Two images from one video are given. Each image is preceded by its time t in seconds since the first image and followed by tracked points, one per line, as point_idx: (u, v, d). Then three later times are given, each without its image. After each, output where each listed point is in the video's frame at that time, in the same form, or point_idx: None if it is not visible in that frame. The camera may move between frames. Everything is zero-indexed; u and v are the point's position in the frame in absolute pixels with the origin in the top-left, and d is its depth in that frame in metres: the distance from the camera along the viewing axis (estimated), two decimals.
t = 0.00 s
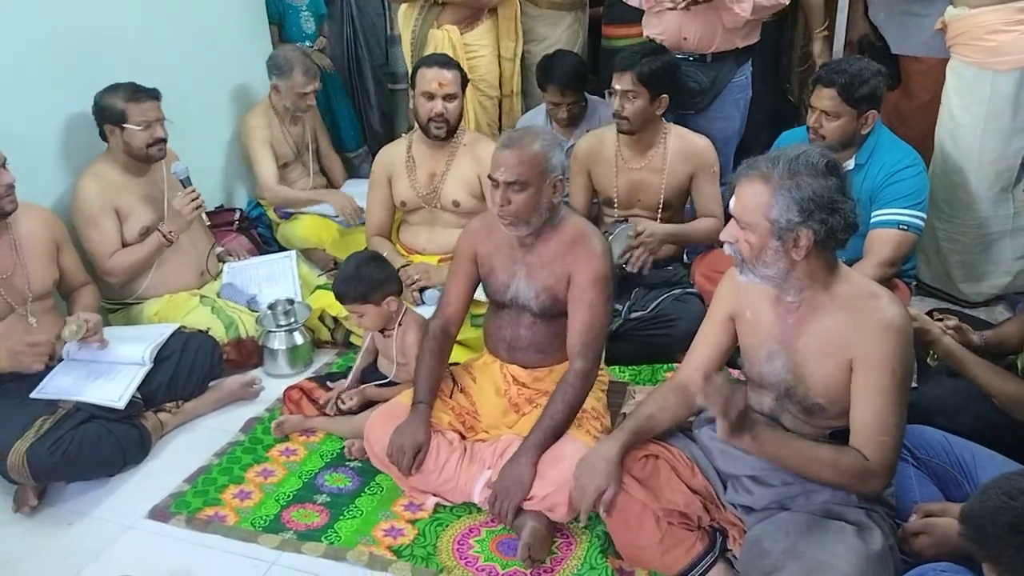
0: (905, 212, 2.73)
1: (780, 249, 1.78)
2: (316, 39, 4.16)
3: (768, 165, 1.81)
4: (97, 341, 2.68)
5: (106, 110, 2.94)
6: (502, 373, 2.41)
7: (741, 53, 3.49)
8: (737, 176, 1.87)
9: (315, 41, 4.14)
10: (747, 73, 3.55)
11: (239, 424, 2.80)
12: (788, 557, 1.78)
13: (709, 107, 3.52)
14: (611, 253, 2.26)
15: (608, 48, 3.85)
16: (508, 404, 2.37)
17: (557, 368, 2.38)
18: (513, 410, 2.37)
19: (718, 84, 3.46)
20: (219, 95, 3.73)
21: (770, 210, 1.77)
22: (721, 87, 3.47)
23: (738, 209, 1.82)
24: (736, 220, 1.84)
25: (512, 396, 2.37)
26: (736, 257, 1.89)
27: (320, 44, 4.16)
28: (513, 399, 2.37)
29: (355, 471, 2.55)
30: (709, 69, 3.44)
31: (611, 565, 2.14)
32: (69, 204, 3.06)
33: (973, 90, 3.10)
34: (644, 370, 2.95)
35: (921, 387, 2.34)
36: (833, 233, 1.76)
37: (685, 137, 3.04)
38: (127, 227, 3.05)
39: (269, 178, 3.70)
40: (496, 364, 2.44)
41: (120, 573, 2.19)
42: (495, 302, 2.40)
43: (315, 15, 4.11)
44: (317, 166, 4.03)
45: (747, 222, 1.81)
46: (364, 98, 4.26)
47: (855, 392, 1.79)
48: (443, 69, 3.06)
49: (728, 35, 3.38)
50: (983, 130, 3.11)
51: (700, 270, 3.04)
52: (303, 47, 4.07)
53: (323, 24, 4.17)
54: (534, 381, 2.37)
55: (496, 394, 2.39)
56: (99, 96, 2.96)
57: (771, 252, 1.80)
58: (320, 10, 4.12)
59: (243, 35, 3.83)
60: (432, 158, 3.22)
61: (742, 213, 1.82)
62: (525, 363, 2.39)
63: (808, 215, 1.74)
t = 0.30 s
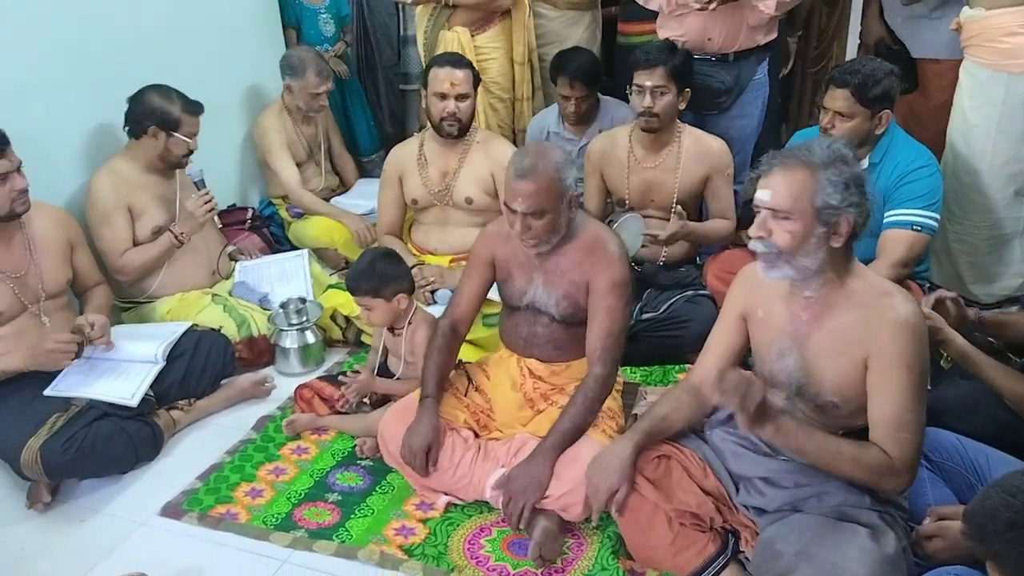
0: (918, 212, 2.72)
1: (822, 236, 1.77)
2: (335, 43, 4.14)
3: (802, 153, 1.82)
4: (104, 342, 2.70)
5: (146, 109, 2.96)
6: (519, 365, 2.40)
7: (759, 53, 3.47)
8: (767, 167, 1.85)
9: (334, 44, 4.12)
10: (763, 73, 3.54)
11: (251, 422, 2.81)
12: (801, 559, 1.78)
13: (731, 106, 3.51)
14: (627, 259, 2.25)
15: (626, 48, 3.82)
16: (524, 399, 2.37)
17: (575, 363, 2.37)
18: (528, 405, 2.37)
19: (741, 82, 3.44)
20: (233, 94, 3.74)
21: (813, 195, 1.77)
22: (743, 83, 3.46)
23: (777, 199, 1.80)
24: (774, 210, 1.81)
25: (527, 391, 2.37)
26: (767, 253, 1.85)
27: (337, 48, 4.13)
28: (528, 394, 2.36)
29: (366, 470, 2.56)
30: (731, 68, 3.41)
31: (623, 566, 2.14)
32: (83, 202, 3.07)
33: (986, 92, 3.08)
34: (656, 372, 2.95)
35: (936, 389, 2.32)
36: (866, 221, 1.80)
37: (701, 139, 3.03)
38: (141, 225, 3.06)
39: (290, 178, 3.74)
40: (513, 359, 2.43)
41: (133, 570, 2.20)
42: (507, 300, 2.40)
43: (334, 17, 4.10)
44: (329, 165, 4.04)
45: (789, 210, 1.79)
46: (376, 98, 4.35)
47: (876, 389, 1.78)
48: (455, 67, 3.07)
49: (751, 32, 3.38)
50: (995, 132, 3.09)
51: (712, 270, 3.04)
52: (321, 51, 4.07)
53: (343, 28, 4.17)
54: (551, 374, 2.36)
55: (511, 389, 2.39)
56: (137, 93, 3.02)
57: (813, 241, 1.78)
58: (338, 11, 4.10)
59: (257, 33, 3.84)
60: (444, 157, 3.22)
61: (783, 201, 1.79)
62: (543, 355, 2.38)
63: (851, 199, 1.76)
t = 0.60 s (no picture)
0: (931, 215, 2.70)
1: (857, 233, 1.77)
2: (352, 43, 4.10)
3: (826, 152, 1.81)
4: (119, 339, 2.72)
5: (177, 113, 2.97)
6: (527, 365, 2.40)
7: (777, 53, 3.45)
8: (790, 168, 1.83)
9: (351, 45, 4.09)
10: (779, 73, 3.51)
11: (262, 419, 2.82)
12: (810, 561, 1.77)
13: (751, 105, 3.51)
14: (636, 261, 2.25)
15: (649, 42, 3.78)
16: (532, 399, 2.37)
17: (583, 363, 2.37)
18: (537, 405, 2.37)
19: (761, 82, 3.44)
20: (246, 92, 3.76)
21: (846, 193, 1.77)
22: (764, 82, 3.47)
23: (811, 198, 1.77)
24: (808, 210, 1.78)
25: (535, 391, 2.37)
26: (803, 257, 1.80)
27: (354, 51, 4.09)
28: (537, 394, 2.37)
29: (376, 468, 2.56)
30: (753, 68, 3.41)
31: (632, 567, 2.14)
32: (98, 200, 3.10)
33: (1011, 95, 3.06)
34: (667, 372, 2.93)
35: (948, 394, 2.31)
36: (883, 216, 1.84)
37: (707, 142, 3.02)
38: (155, 222, 3.07)
39: (302, 176, 3.74)
40: (521, 358, 2.42)
41: (143, 565, 2.20)
42: (517, 301, 2.40)
43: (352, 16, 4.06)
44: (341, 163, 4.05)
45: (826, 209, 1.76)
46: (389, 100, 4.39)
47: (872, 383, 1.77)
48: (468, 69, 3.07)
49: (772, 34, 3.34)
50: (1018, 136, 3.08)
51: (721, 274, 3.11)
52: (337, 52, 4.05)
53: (364, 26, 4.15)
54: (559, 374, 2.36)
55: (520, 389, 2.40)
56: (165, 92, 3.03)
57: (847, 240, 1.77)
58: (355, 11, 4.06)
59: (270, 32, 3.86)
60: (457, 158, 3.22)
61: (818, 201, 1.77)
62: (551, 355, 2.38)
63: (877, 195, 1.79)
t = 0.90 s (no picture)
0: (944, 218, 2.69)
1: (872, 232, 1.77)
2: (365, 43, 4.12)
3: (843, 151, 1.81)
4: (123, 333, 2.73)
5: (194, 112, 2.98)
6: (536, 367, 2.39)
7: (789, 55, 3.43)
8: (807, 166, 1.82)
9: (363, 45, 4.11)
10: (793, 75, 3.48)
11: (271, 418, 2.83)
12: (818, 565, 1.76)
13: (763, 106, 3.49)
14: (642, 263, 2.24)
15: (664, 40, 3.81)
16: (541, 400, 2.37)
17: (591, 364, 2.37)
18: (546, 406, 2.37)
19: (773, 82, 3.41)
20: (257, 92, 3.77)
21: (862, 191, 1.76)
22: (777, 82, 3.43)
23: (827, 196, 1.77)
24: (824, 207, 1.77)
25: (545, 392, 2.37)
26: (818, 255, 1.79)
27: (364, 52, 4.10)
28: (546, 395, 2.37)
29: (385, 468, 2.56)
30: (765, 68, 3.39)
31: (640, 569, 2.13)
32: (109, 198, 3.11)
33: None
34: (676, 374, 2.93)
35: (959, 398, 2.29)
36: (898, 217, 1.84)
37: (708, 140, 3.01)
38: (166, 222, 3.08)
39: (311, 176, 3.75)
40: (529, 359, 2.42)
41: (152, 563, 2.21)
42: (525, 302, 2.39)
43: (368, 16, 4.07)
44: (351, 163, 4.06)
45: (842, 207, 1.76)
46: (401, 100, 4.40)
47: (881, 388, 1.76)
48: (480, 77, 3.02)
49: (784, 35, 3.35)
50: None
51: (732, 276, 3.11)
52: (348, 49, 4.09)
53: (385, 26, 4.16)
54: (568, 375, 2.35)
55: (529, 390, 2.39)
56: (179, 91, 3.04)
57: (863, 238, 1.76)
58: (371, 10, 4.07)
59: (280, 31, 3.86)
60: (467, 159, 3.21)
61: (833, 199, 1.77)
62: (560, 357, 2.38)
63: (894, 195, 1.79)
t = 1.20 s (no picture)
0: (953, 220, 2.68)
1: (883, 232, 1.77)
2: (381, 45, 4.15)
3: (854, 150, 1.82)
4: (130, 331, 2.76)
5: (196, 115, 3.01)
6: (545, 368, 2.40)
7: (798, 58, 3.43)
8: (817, 165, 1.83)
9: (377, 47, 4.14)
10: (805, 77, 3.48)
11: (282, 418, 2.84)
12: (826, 566, 1.76)
13: (770, 109, 3.50)
14: (650, 265, 2.24)
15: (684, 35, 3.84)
16: (550, 401, 2.39)
17: (600, 365, 2.38)
18: (555, 407, 2.39)
19: (780, 86, 3.41)
20: (268, 95, 3.80)
21: (873, 190, 1.77)
22: (783, 86, 3.43)
23: (838, 195, 1.77)
24: (835, 207, 1.78)
25: (554, 393, 2.38)
26: (828, 254, 1.80)
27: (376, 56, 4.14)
28: (555, 396, 2.38)
29: (395, 467, 2.58)
30: (772, 71, 3.39)
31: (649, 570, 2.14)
32: (122, 200, 3.14)
33: None
34: (686, 375, 2.93)
35: (969, 400, 2.29)
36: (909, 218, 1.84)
37: (710, 140, 3.03)
38: (178, 224, 3.11)
39: (322, 179, 3.77)
40: (539, 360, 2.43)
41: (164, 562, 2.23)
42: (534, 304, 2.41)
43: (386, 21, 4.09)
44: (361, 165, 4.08)
45: (853, 207, 1.76)
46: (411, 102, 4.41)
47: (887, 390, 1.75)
48: (496, 93, 2.99)
49: (791, 38, 3.33)
50: None
51: (741, 277, 3.11)
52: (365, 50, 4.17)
53: (407, 34, 4.16)
54: (576, 376, 2.37)
55: (538, 391, 2.41)
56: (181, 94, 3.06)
57: (874, 238, 1.77)
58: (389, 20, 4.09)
59: (291, 34, 3.88)
60: (477, 162, 3.22)
61: (844, 198, 1.77)
62: (568, 358, 2.39)
63: (905, 195, 1.79)
